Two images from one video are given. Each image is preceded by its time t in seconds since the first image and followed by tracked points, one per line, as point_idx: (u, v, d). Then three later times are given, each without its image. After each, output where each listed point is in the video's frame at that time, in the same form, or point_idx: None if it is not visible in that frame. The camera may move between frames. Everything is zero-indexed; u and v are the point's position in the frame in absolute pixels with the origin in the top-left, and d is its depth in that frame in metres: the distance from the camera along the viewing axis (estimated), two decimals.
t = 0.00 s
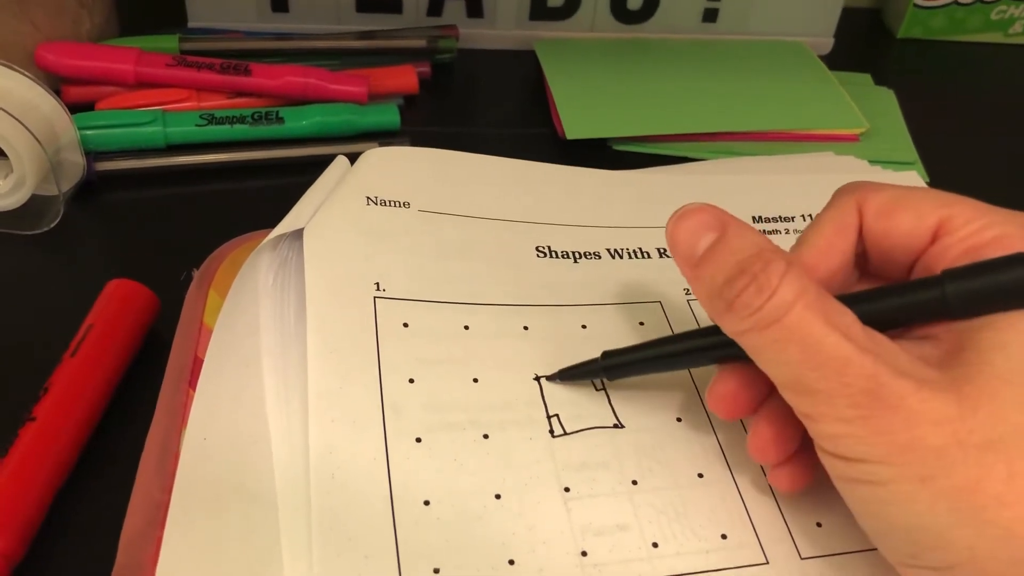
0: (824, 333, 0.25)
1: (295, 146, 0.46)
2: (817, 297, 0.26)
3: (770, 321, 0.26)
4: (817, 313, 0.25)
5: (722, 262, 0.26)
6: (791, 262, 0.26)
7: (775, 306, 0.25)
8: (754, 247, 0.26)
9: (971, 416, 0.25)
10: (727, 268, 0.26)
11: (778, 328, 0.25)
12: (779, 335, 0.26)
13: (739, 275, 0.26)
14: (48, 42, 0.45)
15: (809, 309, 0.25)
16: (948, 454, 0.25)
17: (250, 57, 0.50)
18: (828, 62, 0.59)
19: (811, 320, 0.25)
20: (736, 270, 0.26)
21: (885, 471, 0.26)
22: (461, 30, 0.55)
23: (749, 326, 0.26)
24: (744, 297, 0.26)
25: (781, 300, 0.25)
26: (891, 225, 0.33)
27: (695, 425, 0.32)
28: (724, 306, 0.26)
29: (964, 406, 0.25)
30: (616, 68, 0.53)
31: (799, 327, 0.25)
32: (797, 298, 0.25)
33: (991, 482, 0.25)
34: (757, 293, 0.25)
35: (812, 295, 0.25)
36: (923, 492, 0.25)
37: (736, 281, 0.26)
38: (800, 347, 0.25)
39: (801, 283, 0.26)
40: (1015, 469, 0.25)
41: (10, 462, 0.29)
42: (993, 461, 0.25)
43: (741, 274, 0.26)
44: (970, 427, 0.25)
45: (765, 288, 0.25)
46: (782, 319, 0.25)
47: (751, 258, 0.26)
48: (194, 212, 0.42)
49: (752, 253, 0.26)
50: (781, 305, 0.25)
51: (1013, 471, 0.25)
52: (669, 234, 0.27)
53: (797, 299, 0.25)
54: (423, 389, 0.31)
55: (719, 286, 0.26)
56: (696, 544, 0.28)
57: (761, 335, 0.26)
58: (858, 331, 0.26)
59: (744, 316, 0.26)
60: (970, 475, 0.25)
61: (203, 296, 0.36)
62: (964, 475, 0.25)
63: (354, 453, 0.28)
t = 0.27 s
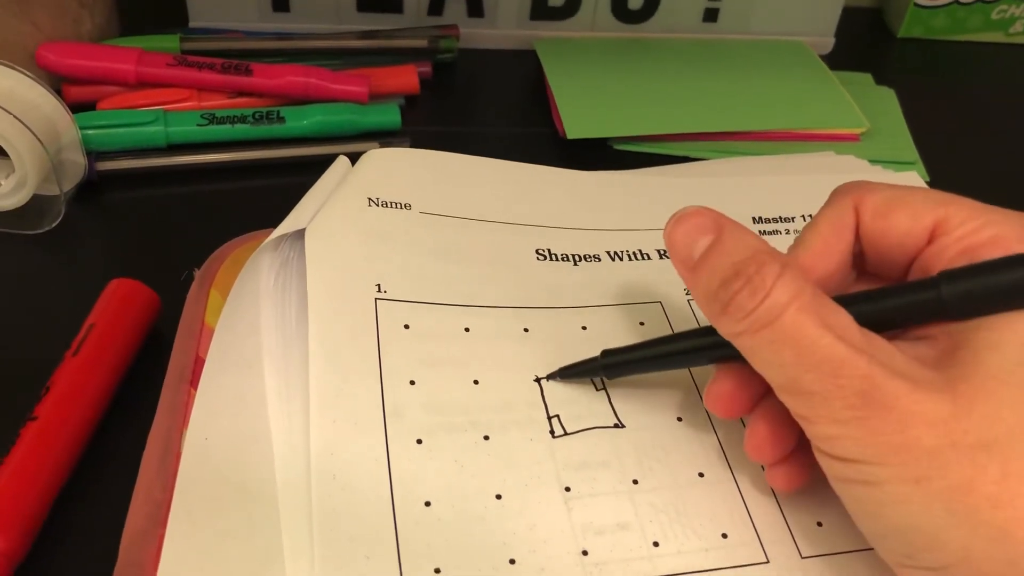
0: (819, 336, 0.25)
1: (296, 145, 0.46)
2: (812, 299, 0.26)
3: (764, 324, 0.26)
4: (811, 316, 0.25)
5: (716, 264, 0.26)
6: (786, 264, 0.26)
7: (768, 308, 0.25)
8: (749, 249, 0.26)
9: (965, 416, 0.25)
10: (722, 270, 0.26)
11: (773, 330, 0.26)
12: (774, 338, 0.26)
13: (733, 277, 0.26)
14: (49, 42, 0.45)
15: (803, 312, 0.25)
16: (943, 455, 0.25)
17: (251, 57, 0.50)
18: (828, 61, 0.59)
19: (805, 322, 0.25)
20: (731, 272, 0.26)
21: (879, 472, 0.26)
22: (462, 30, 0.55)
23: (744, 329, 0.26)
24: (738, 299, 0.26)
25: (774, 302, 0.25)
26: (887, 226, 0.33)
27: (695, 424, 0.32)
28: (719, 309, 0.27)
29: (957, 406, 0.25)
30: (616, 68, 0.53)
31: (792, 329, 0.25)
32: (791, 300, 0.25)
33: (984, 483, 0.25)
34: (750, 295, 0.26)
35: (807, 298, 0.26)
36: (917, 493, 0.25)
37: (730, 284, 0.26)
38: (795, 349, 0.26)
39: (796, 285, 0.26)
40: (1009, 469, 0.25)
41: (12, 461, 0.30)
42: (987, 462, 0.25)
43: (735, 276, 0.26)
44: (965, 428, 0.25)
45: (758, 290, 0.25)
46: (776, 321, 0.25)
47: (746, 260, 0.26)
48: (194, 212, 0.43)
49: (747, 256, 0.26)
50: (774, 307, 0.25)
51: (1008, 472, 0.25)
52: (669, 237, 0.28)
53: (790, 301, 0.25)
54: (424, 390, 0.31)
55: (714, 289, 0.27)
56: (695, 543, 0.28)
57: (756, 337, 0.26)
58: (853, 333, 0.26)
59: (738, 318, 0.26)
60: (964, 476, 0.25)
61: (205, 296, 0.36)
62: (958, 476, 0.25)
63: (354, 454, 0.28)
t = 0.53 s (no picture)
0: (817, 342, 0.25)
1: (297, 146, 0.46)
2: (811, 306, 0.26)
3: (759, 330, 0.26)
4: (808, 322, 0.26)
5: (713, 274, 0.27)
6: (784, 272, 0.26)
7: (761, 314, 0.26)
8: (745, 259, 0.27)
9: (969, 419, 0.25)
10: (718, 279, 0.27)
11: (769, 337, 0.26)
12: (771, 345, 0.26)
13: (727, 285, 0.27)
14: (50, 43, 0.45)
15: (799, 318, 0.26)
16: (946, 459, 0.25)
17: (252, 58, 0.50)
18: (830, 62, 0.59)
19: (802, 329, 0.25)
20: (725, 280, 0.27)
21: (883, 476, 0.26)
22: (463, 30, 0.55)
23: (741, 336, 0.27)
24: (732, 306, 0.26)
25: (767, 308, 0.26)
26: (889, 230, 0.33)
27: (696, 426, 0.32)
28: (717, 317, 0.27)
29: (961, 409, 0.25)
30: (618, 68, 0.53)
31: (789, 336, 0.26)
32: (786, 307, 0.25)
33: (988, 486, 0.25)
34: (743, 301, 0.26)
35: (805, 304, 0.26)
36: (921, 497, 0.25)
37: (724, 291, 0.27)
38: (793, 356, 0.26)
39: (793, 292, 0.26)
40: (1013, 472, 0.25)
41: (14, 463, 0.30)
42: (991, 465, 0.25)
43: (729, 283, 0.26)
44: (968, 431, 0.25)
45: (750, 296, 0.26)
46: (771, 327, 0.26)
47: (740, 268, 0.26)
48: (196, 213, 0.42)
49: (742, 264, 0.27)
50: (768, 313, 0.26)
51: (1012, 475, 0.25)
52: (676, 253, 0.29)
53: (786, 307, 0.26)
54: (425, 394, 0.30)
55: (712, 297, 0.27)
56: (697, 545, 0.28)
57: (754, 345, 0.26)
58: (854, 337, 0.26)
59: (734, 326, 0.27)
60: (968, 479, 0.25)
61: (205, 299, 0.36)
62: (962, 480, 0.25)
63: (355, 456, 0.28)
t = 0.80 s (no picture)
0: (819, 345, 0.25)
1: (297, 146, 0.46)
2: (813, 308, 0.26)
3: (761, 332, 0.26)
4: (810, 324, 0.26)
5: (718, 278, 0.27)
6: (786, 274, 0.26)
7: (763, 315, 0.26)
8: (749, 262, 0.27)
9: (973, 419, 0.25)
10: (722, 282, 0.27)
11: (772, 339, 0.26)
12: (774, 347, 0.26)
13: (729, 287, 0.27)
14: (50, 43, 0.45)
15: (802, 320, 0.26)
16: (950, 459, 0.25)
17: (253, 58, 0.50)
18: (831, 62, 0.59)
19: (804, 331, 0.25)
20: (728, 282, 0.27)
21: (888, 477, 0.26)
22: (464, 30, 0.55)
23: (745, 339, 0.27)
24: (733, 306, 0.26)
25: (768, 309, 0.26)
26: (894, 231, 0.33)
27: (697, 426, 0.32)
28: (720, 319, 0.27)
29: (966, 410, 0.25)
30: (618, 68, 0.53)
31: (791, 338, 0.26)
32: (787, 308, 0.26)
33: (993, 486, 0.24)
34: (744, 302, 0.26)
35: (807, 306, 0.26)
36: (924, 498, 0.25)
37: (727, 292, 0.27)
38: (797, 359, 0.26)
39: (795, 294, 0.26)
40: (1017, 473, 0.24)
41: (13, 463, 0.29)
42: (995, 465, 0.25)
43: (731, 284, 0.27)
44: (973, 432, 0.25)
45: (751, 296, 0.26)
46: (773, 328, 0.26)
47: (743, 270, 0.27)
48: (197, 213, 0.42)
49: (745, 266, 0.27)
50: (769, 314, 0.26)
51: (1015, 475, 0.24)
52: (685, 259, 0.29)
53: (787, 309, 0.26)
54: (425, 394, 0.30)
55: (715, 299, 0.27)
56: (699, 546, 0.28)
57: (758, 347, 0.26)
58: (857, 336, 0.26)
59: (737, 327, 0.27)
60: (972, 480, 0.25)
61: (204, 300, 0.36)
62: (966, 480, 0.25)
63: (355, 457, 0.28)
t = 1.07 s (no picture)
0: (815, 351, 0.26)
1: (300, 148, 0.46)
2: (808, 314, 0.26)
3: (757, 339, 0.26)
4: (806, 330, 0.26)
5: (711, 284, 0.28)
6: (780, 281, 0.26)
7: (758, 323, 0.26)
8: (742, 269, 0.27)
9: (973, 423, 0.25)
10: (716, 288, 0.27)
11: (768, 346, 0.26)
12: (770, 354, 0.26)
13: (723, 294, 0.27)
14: (53, 45, 0.45)
15: (797, 327, 0.26)
16: (949, 462, 0.25)
17: (254, 60, 0.50)
18: (832, 63, 0.59)
19: (799, 338, 0.26)
20: (722, 290, 0.27)
21: (886, 482, 0.26)
22: (465, 32, 0.55)
23: (740, 346, 0.27)
24: (728, 314, 0.27)
25: (763, 317, 0.26)
26: (887, 234, 0.33)
27: (699, 427, 0.32)
28: (716, 326, 0.27)
29: (964, 414, 0.25)
30: (620, 70, 0.53)
31: (787, 345, 0.26)
32: (783, 316, 0.26)
33: (992, 490, 0.25)
34: (739, 310, 0.26)
35: (802, 313, 0.26)
36: (924, 501, 0.25)
37: (721, 300, 0.27)
38: (793, 365, 0.26)
39: (789, 301, 0.26)
40: (1016, 476, 0.25)
41: (18, 465, 0.30)
42: (994, 469, 0.25)
43: (726, 292, 0.27)
44: (972, 435, 0.25)
45: (746, 305, 0.26)
46: (769, 336, 0.26)
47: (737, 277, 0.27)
48: (199, 215, 0.43)
49: (739, 273, 0.27)
50: (765, 322, 0.26)
51: (1015, 479, 0.25)
52: (674, 262, 0.30)
53: (782, 316, 0.26)
54: (427, 397, 0.31)
55: (710, 306, 0.27)
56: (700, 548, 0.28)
57: (754, 354, 0.27)
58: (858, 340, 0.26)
59: (732, 335, 0.27)
60: (971, 483, 0.25)
61: (207, 303, 0.36)
62: (965, 484, 0.25)
63: (357, 459, 0.28)
